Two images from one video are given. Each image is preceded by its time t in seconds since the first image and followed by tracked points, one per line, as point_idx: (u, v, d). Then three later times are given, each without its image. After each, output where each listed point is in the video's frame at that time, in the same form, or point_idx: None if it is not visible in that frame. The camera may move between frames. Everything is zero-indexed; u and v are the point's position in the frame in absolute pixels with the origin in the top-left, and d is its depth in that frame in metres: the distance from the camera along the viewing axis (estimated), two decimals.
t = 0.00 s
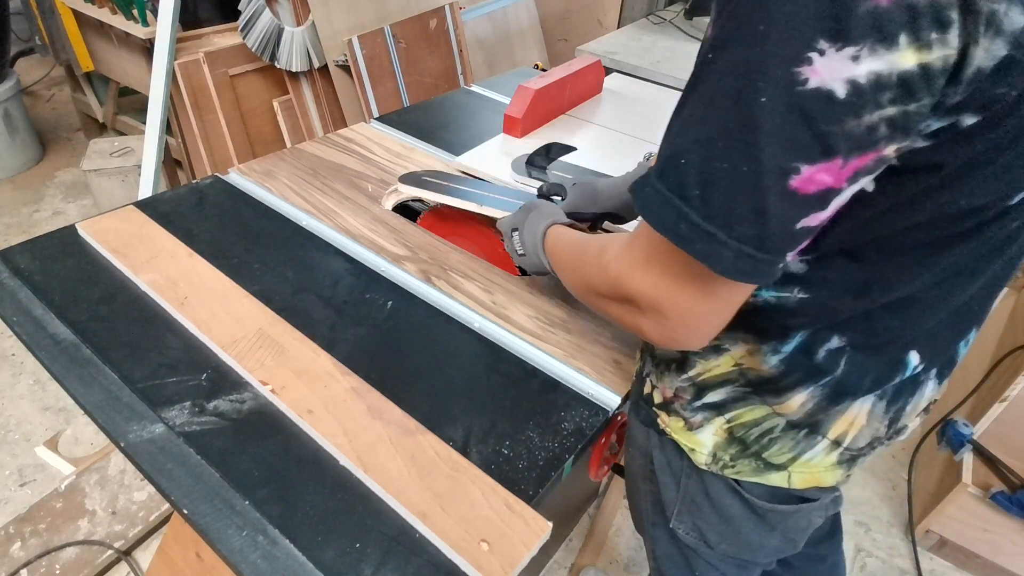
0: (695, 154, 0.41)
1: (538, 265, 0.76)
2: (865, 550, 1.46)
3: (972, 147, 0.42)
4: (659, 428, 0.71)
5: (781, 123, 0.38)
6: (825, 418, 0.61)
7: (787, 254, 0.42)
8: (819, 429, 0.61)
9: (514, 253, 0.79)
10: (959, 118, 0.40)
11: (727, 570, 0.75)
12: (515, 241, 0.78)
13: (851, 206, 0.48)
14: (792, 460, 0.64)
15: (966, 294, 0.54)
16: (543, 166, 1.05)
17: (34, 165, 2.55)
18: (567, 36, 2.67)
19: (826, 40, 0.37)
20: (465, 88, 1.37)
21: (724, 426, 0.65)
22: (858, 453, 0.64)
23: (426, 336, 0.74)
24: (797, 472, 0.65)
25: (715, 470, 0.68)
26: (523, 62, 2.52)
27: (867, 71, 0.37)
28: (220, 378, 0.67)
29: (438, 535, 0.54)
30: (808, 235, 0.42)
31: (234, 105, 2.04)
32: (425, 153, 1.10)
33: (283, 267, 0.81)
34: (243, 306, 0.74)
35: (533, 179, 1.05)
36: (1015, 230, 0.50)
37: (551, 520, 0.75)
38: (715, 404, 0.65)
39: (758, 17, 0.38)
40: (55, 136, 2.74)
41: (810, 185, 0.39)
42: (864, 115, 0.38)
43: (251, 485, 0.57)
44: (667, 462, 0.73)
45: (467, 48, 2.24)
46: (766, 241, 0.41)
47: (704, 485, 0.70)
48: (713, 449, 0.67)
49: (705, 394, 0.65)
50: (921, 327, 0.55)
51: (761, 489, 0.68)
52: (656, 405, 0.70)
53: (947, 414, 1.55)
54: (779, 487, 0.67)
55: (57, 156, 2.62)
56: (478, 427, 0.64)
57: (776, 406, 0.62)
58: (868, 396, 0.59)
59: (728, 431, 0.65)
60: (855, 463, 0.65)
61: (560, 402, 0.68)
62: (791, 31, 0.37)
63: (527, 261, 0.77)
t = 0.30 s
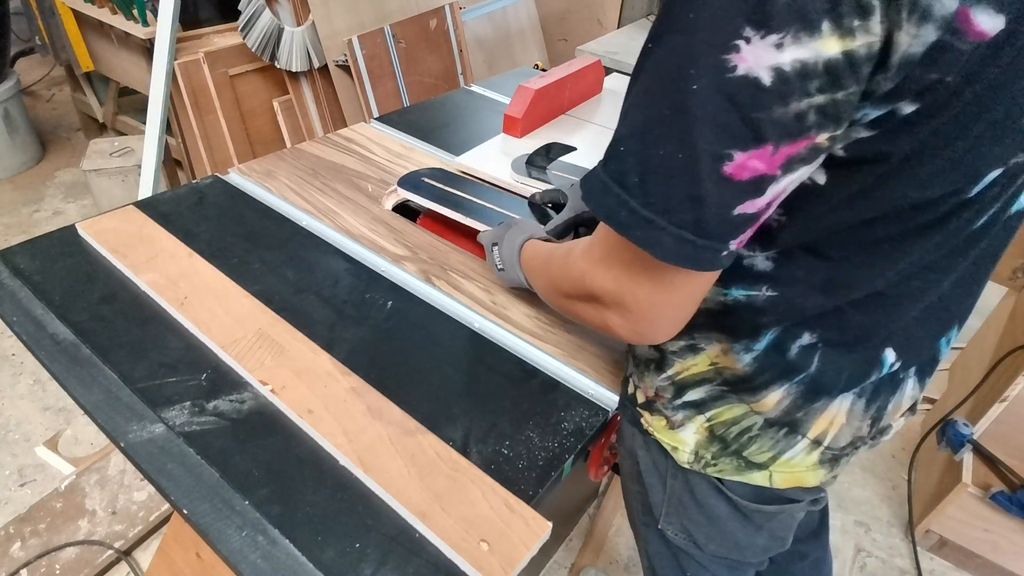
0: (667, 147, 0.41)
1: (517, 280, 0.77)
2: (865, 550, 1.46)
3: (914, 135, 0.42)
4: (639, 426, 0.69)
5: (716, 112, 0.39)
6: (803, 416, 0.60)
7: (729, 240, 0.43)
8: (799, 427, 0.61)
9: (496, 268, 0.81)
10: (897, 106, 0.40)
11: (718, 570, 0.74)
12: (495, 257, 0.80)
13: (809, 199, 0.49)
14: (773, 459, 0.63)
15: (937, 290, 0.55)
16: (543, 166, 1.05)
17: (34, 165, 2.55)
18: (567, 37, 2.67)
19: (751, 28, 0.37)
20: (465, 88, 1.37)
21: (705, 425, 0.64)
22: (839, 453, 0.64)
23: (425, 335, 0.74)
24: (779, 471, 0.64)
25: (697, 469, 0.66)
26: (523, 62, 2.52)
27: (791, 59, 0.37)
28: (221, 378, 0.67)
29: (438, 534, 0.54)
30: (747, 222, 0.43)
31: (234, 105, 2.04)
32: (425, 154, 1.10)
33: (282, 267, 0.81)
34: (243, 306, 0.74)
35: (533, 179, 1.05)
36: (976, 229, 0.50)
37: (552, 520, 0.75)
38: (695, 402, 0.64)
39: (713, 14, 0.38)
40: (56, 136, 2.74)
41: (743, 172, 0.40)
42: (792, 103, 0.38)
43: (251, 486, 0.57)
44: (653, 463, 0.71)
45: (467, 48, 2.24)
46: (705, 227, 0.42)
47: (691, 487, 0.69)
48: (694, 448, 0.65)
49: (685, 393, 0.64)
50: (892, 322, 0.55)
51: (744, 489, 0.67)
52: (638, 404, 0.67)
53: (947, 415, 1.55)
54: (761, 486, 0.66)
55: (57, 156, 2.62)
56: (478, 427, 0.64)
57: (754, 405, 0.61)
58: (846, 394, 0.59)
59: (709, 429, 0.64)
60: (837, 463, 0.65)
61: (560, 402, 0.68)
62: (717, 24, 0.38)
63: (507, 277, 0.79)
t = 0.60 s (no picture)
0: (652, 143, 0.41)
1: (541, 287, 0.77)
2: (865, 550, 1.46)
3: (884, 130, 0.42)
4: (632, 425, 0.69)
5: (689, 109, 0.39)
6: (793, 412, 0.60)
7: (718, 242, 0.42)
8: (789, 424, 0.61)
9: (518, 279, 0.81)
10: (865, 101, 0.41)
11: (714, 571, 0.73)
12: (518, 268, 0.79)
13: (787, 196, 0.50)
14: (764, 456, 0.63)
15: (919, 284, 0.55)
16: (543, 166, 1.05)
17: (34, 165, 2.55)
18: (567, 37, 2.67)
19: (717, 24, 0.37)
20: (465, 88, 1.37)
21: (696, 422, 0.64)
22: (831, 450, 0.64)
23: (425, 335, 0.74)
24: (771, 468, 0.63)
25: (690, 466, 0.66)
26: (523, 62, 2.53)
27: (759, 52, 0.37)
28: (221, 378, 0.67)
29: (438, 534, 0.54)
30: (734, 222, 0.42)
31: (234, 105, 2.04)
32: (425, 154, 1.10)
33: (282, 267, 0.81)
34: (243, 306, 0.74)
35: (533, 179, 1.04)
36: (953, 221, 0.51)
37: (551, 520, 0.75)
38: (686, 400, 0.64)
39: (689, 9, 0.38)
40: (55, 136, 2.74)
41: (721, 168, 0.40)
42: (763, 96, 0.38)
43: (251, 485, 0.57)
44: (647, 462, 0.71)
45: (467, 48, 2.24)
46: (688, 228, 0.42)
47: (685, 487, 0.68)
48: (687, 445, 0.65)
49: (676, 390, 0.64)
50: (879, 317, 0.56)
51: (737, 486, 0.66)
52: (631, 404, 0.67)
53: (947, 415, 1.55)
54: (754, 483, 0.65)
55: (57, 156, 2.62)
56: (478, 427, 0.64)
57: (743, 401, 0.61)
58: (835, 389, 0.59)
59: (701, 426, 0.64)
60: (829, 460, 0.64)
61: (560, 402, 0.68)
62: (683, 23, 0.38)
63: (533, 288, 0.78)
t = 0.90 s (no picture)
0: (626, 135, 0.41)
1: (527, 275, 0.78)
2: (865, 550, 1.46)
3: (855, 120, 0.42)
4: (627, 424, 0.69)
5: (655, 98, 0.39)
6: (788, 412, 0.60)
7: (692, 232, 0.43)
8: (784, 423, 0.61)
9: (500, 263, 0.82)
10: (833, 91, 0.40)
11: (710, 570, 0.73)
12: (502, 254, 0.81)
13: (765, 189, 0.49)
14: (759, 456, 0.63)
15: (911, 278, 0.55)
16: (542, 165, 1.04)
17: (34, 165, 2.55)
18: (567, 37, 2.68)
19: (680, 17, 0.38)
20: (465, 88, 1.37)
21: (691, 422, 0.64)
22: (827, 450, 0.64)
23: (425, 336, 0.74)
24: (766, 468, 0.64)
25: (686, 465, 0.66)
26: (523, 62, 2.53)
27: (721, 43, 0.37)
28: (221, 378, 0.67)
29: (438, 534, 0.54)
30: (704, 211, 0.43)
31: (234, 105, 2.04)
32: (426, 154, 1.10)
33: (282, 267, 0.81)
34: (243, 306, 0.74)
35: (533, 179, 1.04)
36: (942, 216, 0.51)
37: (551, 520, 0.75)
38: (681, 398, 0.64)
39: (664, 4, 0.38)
40: (55, 136, 2.74)
41: (689, 158, 0.40)
42: (727, 87, 0.38)
43: (251, 485, 0.57)
44: (643, 461, 0.71)
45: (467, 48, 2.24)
46: (658, 216, 0.42)
47: (681, 485, 0.69)
48: (683, 444, 0.65)
49: (671, 388, 0.64)
50: (868, 313, 0.55)
51: (733, 486, 0.66)
52: (627, 403, 0.67)
53: (947, 415, 1.55)
54: (749, 483, 0.65)
55: (57, 156, 2.62)
56: (478, 427, 0.64)
57: (737, 401, 0.61)
58: (829, 389, 0.59)
59: (695, 426, 0.64)
60: (826, 460, 0.64)
61: (560, 402, 0.68)
62: (650, 15, 0.39)
63: (517, 275, 0.80)
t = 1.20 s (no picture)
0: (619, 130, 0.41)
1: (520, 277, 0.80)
2: (865, 550, 1.46)
3: (849, 116, 0.42)
4: (625, 424, 0.68)
5: (645, 91, 0.39)
6: (785, 411, 0.60)
7: (684, 227, 0.43)
8: (781, 423, 0.61)
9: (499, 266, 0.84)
10: (826, 86, 0.40)
11: (708, 570, 0.73)
12: (499, 256, 0.82)
13: (759, 187, 0.49)
14: (757, 455, 0.63)
15: (907, 276, 0.55)
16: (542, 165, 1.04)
17: (34, 165, 2.55)
18: (567, 37, 2.68)
19: (672, 9, 0.38)
20: (465, 88, 1.37)
21: (688, 422, 0.64)
22: (824, 451, 0.64)
23: (424, 336, 0.74)
24: (762, 468, 0.63)
25: (683, 465, 0.66)
26: (523, 62, 2.53)
27: (712, 36, 0.37)
28: (221, 378, 0.67)
29: (438, 534, 0.54)
30: (696, 206, 0.42)
31: (234, 105, 2.04)
32: (426, 154, 1.11)
33: (281, 267, 0.81)
34: (243, 306, 0.74)
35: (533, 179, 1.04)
36: (937, 216, 0.51)
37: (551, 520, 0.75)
38: (679, 398, 0.64)
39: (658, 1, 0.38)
40: (55, 136, 2.74)
41: (681, 151, 0.40)
42: (718, 80, 0.38)
43: (251, 485, 0.57)
44: (641, 461, 0.71)
45: (467, 48, 2.24)
46: (650, 210, 0.42)
47: (678, 485, 0.68)
48: (680, 444, 0.65)
49: (668, 388, 0.64)
50: (865, 312, 0.55)
51: (730, 486, 0.66)
52: (624, 402, 0.67)
53: (947, 415, 1.55)
54: (746, 483, 0.65)
55: (57, 156, 2.62)
56: (478, 427, 0.64)
57: (734, 401, 0.61)
58: (826, 389, 0.59)
59: (693, 425, 0.64)
60: (823, 460, 0.64)
61: (560, 402, 0.68)
62: (640, 10, 0.39)
63: (513, 277, 0.81)
